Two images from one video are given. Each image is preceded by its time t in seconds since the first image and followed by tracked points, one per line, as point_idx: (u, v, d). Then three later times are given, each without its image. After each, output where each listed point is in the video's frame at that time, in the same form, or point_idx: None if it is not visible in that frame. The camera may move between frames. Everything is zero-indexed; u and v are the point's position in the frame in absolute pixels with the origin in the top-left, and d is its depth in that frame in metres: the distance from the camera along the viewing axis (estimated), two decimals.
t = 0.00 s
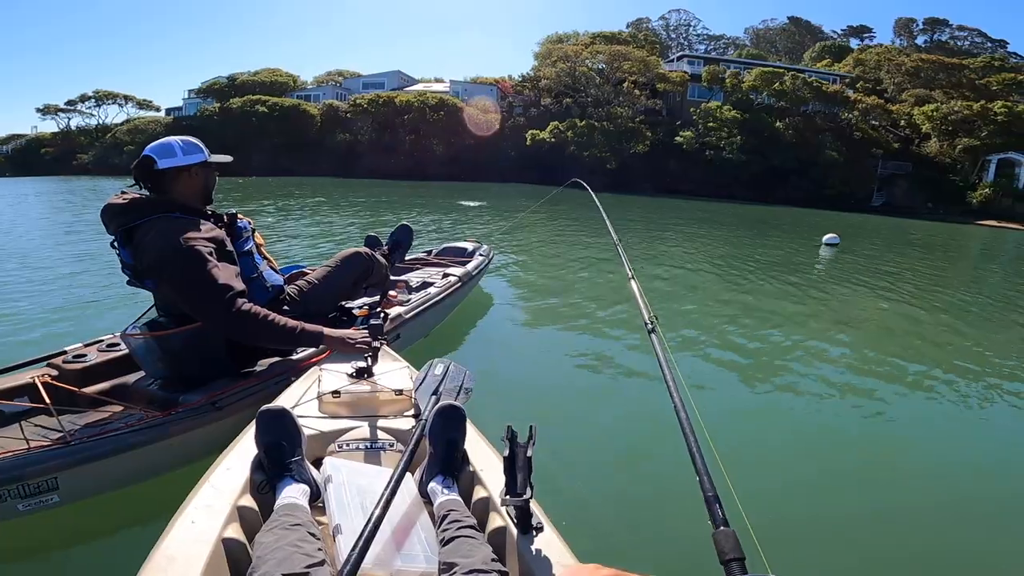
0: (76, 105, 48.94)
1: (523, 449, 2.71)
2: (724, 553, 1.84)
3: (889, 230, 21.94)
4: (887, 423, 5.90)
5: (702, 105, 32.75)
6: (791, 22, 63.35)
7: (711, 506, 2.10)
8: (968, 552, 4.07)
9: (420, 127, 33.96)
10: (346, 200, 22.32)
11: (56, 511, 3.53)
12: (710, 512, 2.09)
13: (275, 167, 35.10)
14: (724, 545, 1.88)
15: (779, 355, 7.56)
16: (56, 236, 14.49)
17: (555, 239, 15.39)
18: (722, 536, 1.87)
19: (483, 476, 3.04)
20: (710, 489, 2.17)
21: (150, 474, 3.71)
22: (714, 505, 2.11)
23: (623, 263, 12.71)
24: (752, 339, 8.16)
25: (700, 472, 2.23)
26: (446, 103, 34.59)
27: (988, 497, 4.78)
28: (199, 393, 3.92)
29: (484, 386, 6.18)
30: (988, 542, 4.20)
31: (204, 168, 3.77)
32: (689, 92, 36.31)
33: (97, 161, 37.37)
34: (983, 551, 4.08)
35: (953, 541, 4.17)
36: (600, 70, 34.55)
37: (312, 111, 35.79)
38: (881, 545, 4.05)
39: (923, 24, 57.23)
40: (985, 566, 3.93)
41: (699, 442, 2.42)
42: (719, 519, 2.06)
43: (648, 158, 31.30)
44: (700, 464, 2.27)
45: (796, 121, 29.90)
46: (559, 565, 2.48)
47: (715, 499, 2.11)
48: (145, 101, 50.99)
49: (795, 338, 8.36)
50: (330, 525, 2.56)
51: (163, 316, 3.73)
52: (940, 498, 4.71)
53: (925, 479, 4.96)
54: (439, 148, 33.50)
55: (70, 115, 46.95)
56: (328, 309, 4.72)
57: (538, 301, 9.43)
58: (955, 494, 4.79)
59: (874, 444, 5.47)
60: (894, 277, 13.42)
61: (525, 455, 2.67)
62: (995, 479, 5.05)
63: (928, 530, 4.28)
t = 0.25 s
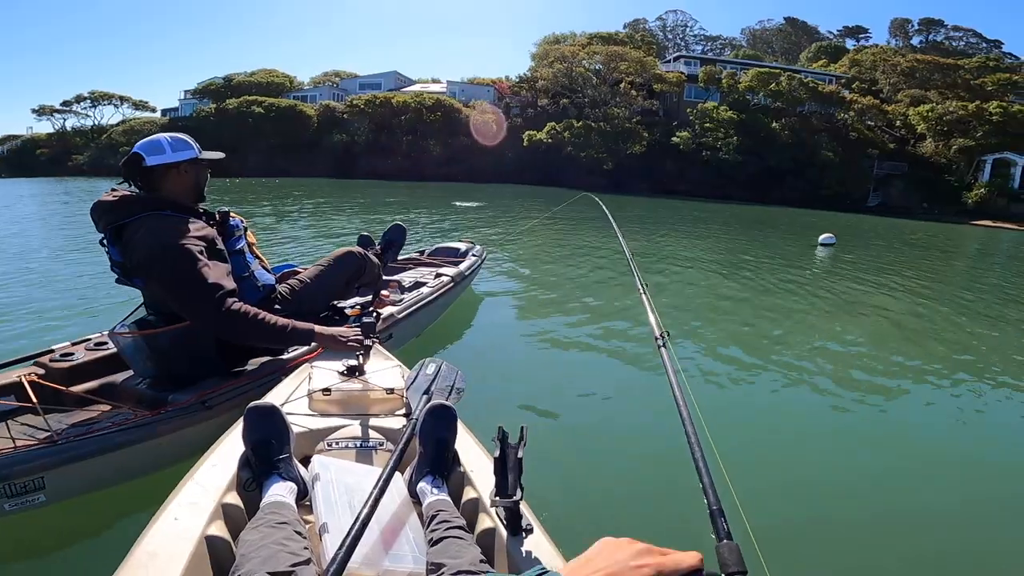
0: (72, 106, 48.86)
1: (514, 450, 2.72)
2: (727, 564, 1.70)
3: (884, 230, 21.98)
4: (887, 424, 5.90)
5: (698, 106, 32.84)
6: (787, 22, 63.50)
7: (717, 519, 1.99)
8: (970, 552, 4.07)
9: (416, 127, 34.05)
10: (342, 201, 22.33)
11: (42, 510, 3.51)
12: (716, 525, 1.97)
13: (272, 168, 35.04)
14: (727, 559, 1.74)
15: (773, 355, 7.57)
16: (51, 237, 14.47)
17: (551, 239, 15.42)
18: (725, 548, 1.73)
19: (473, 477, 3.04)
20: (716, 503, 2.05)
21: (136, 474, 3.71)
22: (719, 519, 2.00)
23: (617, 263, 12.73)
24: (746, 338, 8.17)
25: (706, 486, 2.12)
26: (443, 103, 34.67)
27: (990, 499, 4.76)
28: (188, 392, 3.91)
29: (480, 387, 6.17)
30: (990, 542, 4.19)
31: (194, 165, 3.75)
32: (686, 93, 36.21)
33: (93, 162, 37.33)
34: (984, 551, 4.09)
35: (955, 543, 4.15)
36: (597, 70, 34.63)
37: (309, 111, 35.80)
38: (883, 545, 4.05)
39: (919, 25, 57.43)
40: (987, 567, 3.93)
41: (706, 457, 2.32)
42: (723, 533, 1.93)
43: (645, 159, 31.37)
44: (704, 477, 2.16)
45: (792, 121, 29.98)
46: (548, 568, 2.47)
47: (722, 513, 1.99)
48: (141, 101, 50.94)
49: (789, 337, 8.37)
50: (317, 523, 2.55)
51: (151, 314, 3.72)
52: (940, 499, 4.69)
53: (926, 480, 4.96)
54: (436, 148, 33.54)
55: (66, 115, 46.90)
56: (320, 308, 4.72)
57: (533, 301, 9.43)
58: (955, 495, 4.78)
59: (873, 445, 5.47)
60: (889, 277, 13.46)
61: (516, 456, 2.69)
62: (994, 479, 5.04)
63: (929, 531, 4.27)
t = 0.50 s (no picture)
0: (69, 106, 48.74)
1: (504, 450, 2.72)
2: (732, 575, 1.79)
3: (881, 230, 22.03)
4: (885, 425, 5.90)
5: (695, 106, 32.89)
6: (785, 22, 63.62)
7: (723, 531, 2.07)
8: (968, 552, 4.08)
9: (414, 128, 34.13)
10: (340, 201, 22.33)
11: (34, 512, 3.51)
12: (722, 537, 2.05)
13: (269, 168, 35.00)
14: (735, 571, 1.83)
15: (767, 355, 7.58)
16: (46, 237, 14.44)
17: (547, 239, 15.44)
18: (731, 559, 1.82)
19: (464, 477, 3.05)
20: (723, 517, 2.13)
21: (128, 474, 3.71)
22: (725, 531, 2.07)
23: (613, 263, 12.75)
24: (741, 338, 8.19)
25: (715, 499, 2.20)
26: (440, 104, 34.74)
27: (987, 499, 4.77)
28: (180, 393, 3.91)
29: (476, 388, 6.17)
30: (988, 542, 4.21)
31: (181, 165, 3.73)
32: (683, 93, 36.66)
33: (89, 162, 37.26)
34: (983, 551, 4.11)
35: (953, 544, 4.16)
36: (595, 71, 34.66)
37: (306, 111, 35.78)
38: (883, 545, 4.07)
39: (916, 25, 57.56)
40: (985, 567, 3.94)
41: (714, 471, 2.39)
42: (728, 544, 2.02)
43: (643, 159, 31.37)
44: (713, 492, 2.24)
45: (789, 121, 30.03)
46: (538, 570, 2.47)
47: (727, 526, 2.07)
48: (138, 101, 50.85)
49: (783, 337, 8.38)
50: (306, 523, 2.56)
51: (142, 315, 3.71)
52: (937, 499, 4.71)
53: (926, 480, 4.97)
54: (433, 149, 33.55)
55: (63, 115, 46.82)
56: (313, 309, 4.73)
57: (529, 302, 9.43)
58: (952, 496, 4.79)
59: (873, 445, 5.49)
60: (886, 278, 13.48)
61: (506, 456, 2.68)
62: (991, 480, 5.06)
63: (928, 532, 4.28)
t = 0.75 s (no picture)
0: (65, 105, 48.60)
1: (500, 450, 2.74)
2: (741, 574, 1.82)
3: (878, 232, 22.08)
4: (883, 426, 5.92)
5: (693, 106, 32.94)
6: (782, 23, 63.80)
7: (732, 533, 2.09)
8: (967, 553, 4.09)
9: (412, 128, 34.23)
10: (337, 201, 22.32)
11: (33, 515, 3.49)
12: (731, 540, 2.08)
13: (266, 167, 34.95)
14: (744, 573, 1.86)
15: (765, 356, 7.59)
16: (43, 237, 14.40)
17: (545, 240, 15.44)
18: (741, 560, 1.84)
19: (460, 477, 3.06)
20: (731, 521, 2.16)
21: (125, 476, 3.70)
22: (733, 534, 2.10)
23: (611, 264, 12.75)
24: (738, 339, 8.19)
25: (723, 504, 2.23)
26: (438, 104, 34.82)
27: (985, 499, 4.79)
28: (177, 395, 3.91)
29: (472, 389, 6.16)
30: (986, 543, 4.23)
31: (163, 168, 3.68)
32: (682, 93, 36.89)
33: (86, 162, 37.17)
34: (982, 552, 4.12)
35: (951, 544, 4.18)
36: (593, 71, 34.68)
37: (304, 111, 35.75)
38: (884, 545, 4.08)
39: (913, 26, 57.72)
40: (984, 567, 3.95)
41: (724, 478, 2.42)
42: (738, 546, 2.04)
43: (641, 159, 31.34)
44: (721, 496, 2.26)
45: (786, 122, 30.05)
46: (534, 568, 2.48)
47: (736, 529, 2.10)
48: (136, 101, 50.77)
49: (780, 338, 8.39)
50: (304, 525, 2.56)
51: (139, 318, 3.71)
52: (935, 500, 4.72)
53: (924, 480, 4.98)
54: (431, 149, 33.56)
55: (60, 114, 46.71)
56: (309, 310, 4.73)
57: (526, 302, 9.43)
58: (950, 496, 4.80)
59: (873, 447, 5.48)
60: (883, 278, 13.52)
61: (502, 456, 2.71)
62: (988, 480, 5.07)
63: (926, 532, 4.29)
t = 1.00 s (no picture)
0: (62, 105, 48.45)
1: (496, 454, 2.74)
2: None
3: (874, 233, 22.13)
4: (880, 428, 5.92)
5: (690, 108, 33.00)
6: (779, 25, 63.97)
7: (718, 538, 2.11)
8: (964, 555, 4.09)
9: (409, 129, 34.31)
10: (334, 202, 22.30)
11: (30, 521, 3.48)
12: (718, 545, 2.10)
13: (263, 168, 34.87)
14: None
15: (761, 358, 7.59)
16: (38, 238, 14.34)
17: (542, 241, 15.43)
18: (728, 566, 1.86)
19: (458, 481, 3.06)
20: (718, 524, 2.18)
21: (121, 482, 3.69)
22: (720, 538, 2.12)
23: (607, 266, 12.75)
24: (735, 341, 8.19)
25: (709, 507, 2.25)
26: (436, 105, 34.90)
27: (982, 500, 4.80)
28: (173, 400, 3.91)
29: (468, 391, 6.15)
30: (983, 545, 4.23)
31: (147, 174, 3.66)
32: (679, 95, 37.02)
33: (82, 163, 37.08)
34: (979, 554, 4.12)
35: (948, 546, 4.18)
36: (590, 73, 34.68)
37: (301, 112, 35.70)
38: (880, 546, 4.11)
39: (909, 28, 57.88)
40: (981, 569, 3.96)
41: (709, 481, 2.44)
42: (724, 552, 2.06)
43: (639, 160, 31.32)
44: (707, 499, 2.29)
45: (783, 124, 30.00)
46: (532, 570, 2.49)
47: (723, 533, 2.11)
48: (132, 102, 50.66)
49: (777, 341, 8.40)
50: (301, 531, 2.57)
51: (132, 323, 3.71)
52: (932, 502, 4.72)
53: (920, 480, 5.00)
54: (429, 150, 33.58)
55: (56, 115, 46.57)
56: (303, 313, 4.73)
57: (523, 304, 9.42)
58: (947, 498, 4.81)
59: (869, 447, 5.50)
60: (879, 280, 13.54)
61: (498, 460, 2.71)
62: (985, 481, 5.08)
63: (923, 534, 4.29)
